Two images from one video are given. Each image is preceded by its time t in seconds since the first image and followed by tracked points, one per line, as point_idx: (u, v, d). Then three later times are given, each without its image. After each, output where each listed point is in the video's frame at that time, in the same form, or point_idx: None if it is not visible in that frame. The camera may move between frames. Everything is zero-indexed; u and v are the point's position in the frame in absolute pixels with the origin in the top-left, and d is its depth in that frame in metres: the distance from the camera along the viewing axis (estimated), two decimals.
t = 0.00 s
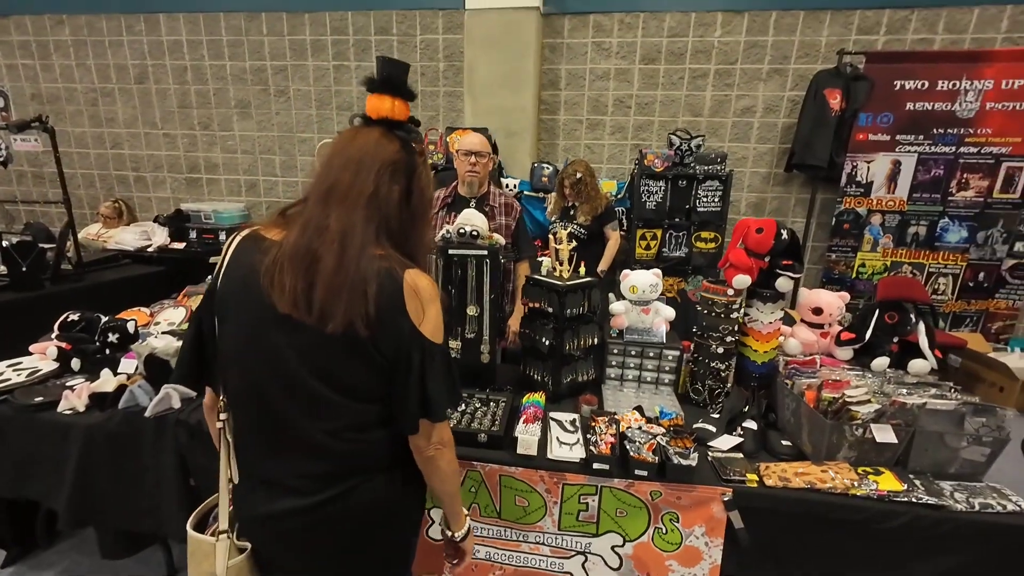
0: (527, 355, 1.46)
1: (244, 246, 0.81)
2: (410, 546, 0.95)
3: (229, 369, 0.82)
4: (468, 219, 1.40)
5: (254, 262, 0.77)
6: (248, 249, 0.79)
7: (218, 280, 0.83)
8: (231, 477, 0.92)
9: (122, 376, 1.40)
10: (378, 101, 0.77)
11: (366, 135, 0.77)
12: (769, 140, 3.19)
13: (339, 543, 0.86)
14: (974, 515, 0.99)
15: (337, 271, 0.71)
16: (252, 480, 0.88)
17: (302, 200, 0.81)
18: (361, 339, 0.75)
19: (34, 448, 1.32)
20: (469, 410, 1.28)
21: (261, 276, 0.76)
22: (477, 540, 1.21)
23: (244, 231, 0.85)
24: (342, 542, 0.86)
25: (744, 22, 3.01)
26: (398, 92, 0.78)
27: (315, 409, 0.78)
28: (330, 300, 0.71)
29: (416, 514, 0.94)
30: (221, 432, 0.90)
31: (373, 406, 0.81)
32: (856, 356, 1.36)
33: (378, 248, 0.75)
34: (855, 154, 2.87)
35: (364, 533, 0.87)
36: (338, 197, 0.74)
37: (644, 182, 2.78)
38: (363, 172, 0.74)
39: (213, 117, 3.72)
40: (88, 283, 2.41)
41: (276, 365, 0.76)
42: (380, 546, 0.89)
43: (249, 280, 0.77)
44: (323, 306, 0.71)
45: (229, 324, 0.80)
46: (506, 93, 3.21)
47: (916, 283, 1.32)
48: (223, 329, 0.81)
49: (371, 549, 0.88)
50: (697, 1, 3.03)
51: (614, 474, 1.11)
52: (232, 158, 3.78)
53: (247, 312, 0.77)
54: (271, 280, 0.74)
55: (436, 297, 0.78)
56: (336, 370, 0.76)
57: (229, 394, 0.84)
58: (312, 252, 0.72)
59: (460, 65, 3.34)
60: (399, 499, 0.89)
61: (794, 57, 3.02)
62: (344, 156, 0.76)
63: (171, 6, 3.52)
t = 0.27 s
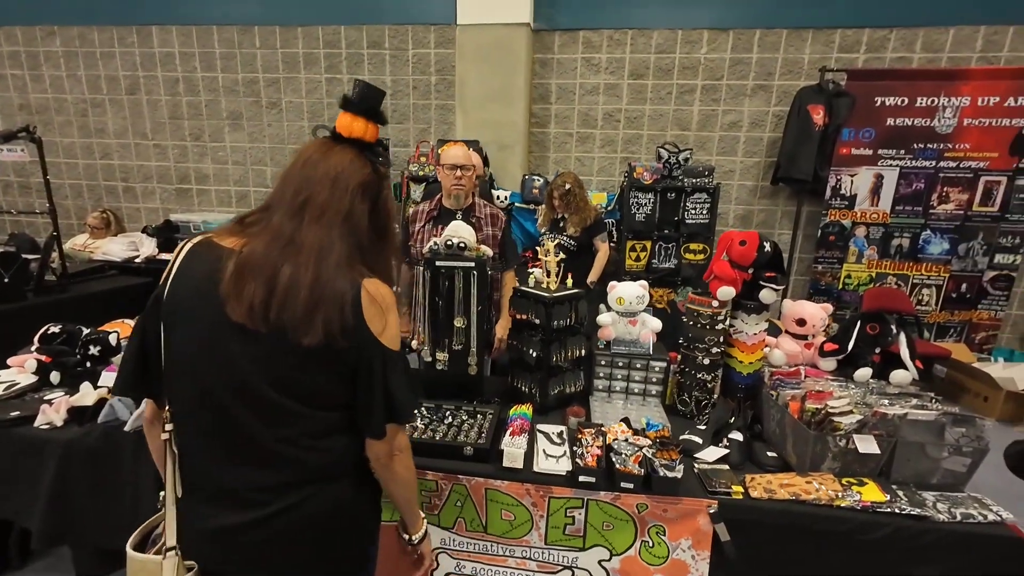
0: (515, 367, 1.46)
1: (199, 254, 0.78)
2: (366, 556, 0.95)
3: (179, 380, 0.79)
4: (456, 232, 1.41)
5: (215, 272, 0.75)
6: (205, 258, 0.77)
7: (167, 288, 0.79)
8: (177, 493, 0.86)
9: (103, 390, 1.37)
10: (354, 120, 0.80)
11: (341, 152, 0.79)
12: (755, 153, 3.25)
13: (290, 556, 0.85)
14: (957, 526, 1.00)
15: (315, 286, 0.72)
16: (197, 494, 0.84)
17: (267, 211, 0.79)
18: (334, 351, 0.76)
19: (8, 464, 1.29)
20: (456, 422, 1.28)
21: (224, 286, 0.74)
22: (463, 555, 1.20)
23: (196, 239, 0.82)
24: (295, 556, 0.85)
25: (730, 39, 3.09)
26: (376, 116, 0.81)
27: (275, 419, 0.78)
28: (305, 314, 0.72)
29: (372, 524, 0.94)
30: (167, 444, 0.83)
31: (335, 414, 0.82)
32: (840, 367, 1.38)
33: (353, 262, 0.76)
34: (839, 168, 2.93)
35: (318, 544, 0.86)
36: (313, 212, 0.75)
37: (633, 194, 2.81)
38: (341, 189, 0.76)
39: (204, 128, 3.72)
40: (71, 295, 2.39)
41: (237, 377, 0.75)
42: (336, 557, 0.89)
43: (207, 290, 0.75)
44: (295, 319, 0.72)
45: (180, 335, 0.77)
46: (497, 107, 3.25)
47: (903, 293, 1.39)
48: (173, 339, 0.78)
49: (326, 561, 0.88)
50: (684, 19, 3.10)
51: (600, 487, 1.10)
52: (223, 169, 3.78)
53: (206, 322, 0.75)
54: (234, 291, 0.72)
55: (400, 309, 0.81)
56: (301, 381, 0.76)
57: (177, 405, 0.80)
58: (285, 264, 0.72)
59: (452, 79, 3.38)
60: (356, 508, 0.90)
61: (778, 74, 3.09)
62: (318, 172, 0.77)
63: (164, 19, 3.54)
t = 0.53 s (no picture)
0: (511, 376, 1.46)
1: (130, 263, 0.78)
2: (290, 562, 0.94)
3: (108, 385, 0.80)
4: (452, 240, 1.41)
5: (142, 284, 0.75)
6: (135, 267, 0.77)
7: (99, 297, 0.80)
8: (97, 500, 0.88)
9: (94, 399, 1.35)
10: (268, 116, 0.75)
11: (257, 153, 0.74)
12: (749, 162, 3.29)
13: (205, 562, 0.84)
14: (953, 534, 1.00)
15: (241, 298, 0.71)
16: (115, 495, 0.84)
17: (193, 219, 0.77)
18: (266, 361, 0.77)
19: None
20: (451, 432, 1.27)
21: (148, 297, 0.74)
22: (459, 566, 1.18)
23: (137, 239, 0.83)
24: (209, 565, 0.84)
25: (723, 50, 3.13)
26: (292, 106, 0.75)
27: (196, 423, 0.79)
28: (231, 327, 0.72)
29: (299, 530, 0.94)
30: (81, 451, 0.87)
31: (259, 419, 0.83)
32: (834, 375, 1.39)
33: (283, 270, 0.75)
34: (830, 177, 2.97)
35: (236, 550, 0.86)
36: (235, 220, 0.73)
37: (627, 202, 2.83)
38: (263, 196, 0.73)
39: (200, 136, 3.72)
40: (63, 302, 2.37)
41: (162, 382, 0.76)
42: (256, 564, 0.88)
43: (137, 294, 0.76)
44: (223, 332, 0.72)
45: (112, 335, 0.78)
46: (493, 116, 3.28)
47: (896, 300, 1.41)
48: (103, 346, 0.79)
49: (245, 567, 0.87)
50: (678, 30, 3.14)
51: (596, 497, 1.10)
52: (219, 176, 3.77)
53: (135, 326, 0.76)
54: (158, 303, 0.73)
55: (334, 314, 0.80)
56: (228, 388, 0.78)
57: (104, 409, 0.81)
58: (208, 278, 0.71)
59: (448, 88, 3.40)
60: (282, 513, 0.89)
61: (770, 84, 3.14)
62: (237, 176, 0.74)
63: (161, 28, 3.54)
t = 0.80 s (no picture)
0: (517, 381, 1.47)
1: (103, 281, 0.80)
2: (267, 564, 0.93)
3: (88, 397, 0.82)
4: (460, 246, 1.42)
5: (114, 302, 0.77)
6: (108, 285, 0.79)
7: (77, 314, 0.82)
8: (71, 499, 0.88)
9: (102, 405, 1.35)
10: (207, 125, 0.75)
11: (204, 167, 0.75)
12: (747, 168, 3.33)
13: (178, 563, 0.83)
14: (958, 536, 1.02)
15: (214, 312, 0.73)
16: (87, 496, 0.84)
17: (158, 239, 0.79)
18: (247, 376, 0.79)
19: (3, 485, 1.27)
20: (461, 437, 1.28)
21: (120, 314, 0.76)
22: (470, 570, 1.19)
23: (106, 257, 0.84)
24: (181, 567, 0.84)
25: (721, 57, 3.17)
26: (214, 106, 0.74)
27: (167, 428, 0.79)
28: (209, 339, 0.74)
29: (272, 537, 0.93)
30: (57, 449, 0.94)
31: (231, 423, 0.83)
32: (838, 379, 1.41)
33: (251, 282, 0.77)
34: (827, 182, 3.01)
35: (209, 552, 0.85)
36: (197, 235, 0.75)
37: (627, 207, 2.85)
38: (220, 211, 0.75)
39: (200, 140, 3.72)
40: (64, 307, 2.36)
41: (135, 390, 0.77)
42: (231, 566, 0.88)
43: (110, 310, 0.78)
44: (200, 348, 0.74)
45: (87, 344, 0.80)
46: (494, 121, 3.30)
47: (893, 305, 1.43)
48: (82, 360, 0.81)
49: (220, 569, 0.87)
50: (677, 37, 3.18)
51: (607, 501, 1.11)
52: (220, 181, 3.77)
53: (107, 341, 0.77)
54: (129, 320, 0.74)
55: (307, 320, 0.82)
56: (206, 398, 0.79)
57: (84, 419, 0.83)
58: (179, 296, 0.74)
59: (449, 94, 3.42)
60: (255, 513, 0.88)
61: (768, 91, 3.18)
62: (190, 192, 0.75)
63: (162, 33, 3.55)
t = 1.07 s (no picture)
0: (535, 386, 1.48)
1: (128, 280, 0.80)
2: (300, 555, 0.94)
3: (121, 392, 0.82)
4: (479, 253, 1.44)
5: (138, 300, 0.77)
6: (133, 284, 0.79)
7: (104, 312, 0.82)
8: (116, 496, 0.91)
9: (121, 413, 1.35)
10: (215, 126, 0.73)
11: (213, 164, 0.73)
12: (747, 173, 3.38)
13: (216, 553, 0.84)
14: (976, 536, 1.04)
15: (230, 312, 0.73)
16: (127, 487, 0.86)
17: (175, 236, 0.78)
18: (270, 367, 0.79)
19: (22, 493, 1.26)
20: (482, 442, 1.29)
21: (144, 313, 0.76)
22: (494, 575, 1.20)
23: (130, 258, 0.85)
24: (218, 555, 0.85)
25: (721, 65, 3.22)
26: (227, 108, 0.72)
27: (196, 420, 0.79)
28: (231, 335, 0.73)
29: (302, 528, 0.93)
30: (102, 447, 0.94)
31: (257, 414, 0.83)
32: (851, 382, 1.44)
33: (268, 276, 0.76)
34: (827, 188, 3.06)
35: (244, 542, 0.85)
36: (208, 233, 0.74)
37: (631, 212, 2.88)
38: (230, 210, 0.74)
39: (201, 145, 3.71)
40: (69, 313, 2.33)
41: (163, 384, 0.78)
42: (264, 556, 0.88)
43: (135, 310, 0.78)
44: (222, 344, 0.74)
45: (116, 340, 0.81)
46: (497, 126, 3.32)
47: (889, 309, 1.48)
48: (112, 357, 0.82)
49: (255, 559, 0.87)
50: (678, 45, 3.23)
51: (632, 505, 1.12)
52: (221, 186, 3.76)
53: (135, 338, 0.78)
54: (154, 320, 0.74)
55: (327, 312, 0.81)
56: (231, 392, 0.79)
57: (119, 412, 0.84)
58: (197, 293, 0.73)
59: (452, 99, 3.44)
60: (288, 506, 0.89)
61: (767, 98, 3.23)
62: (202, 190, 0.74)
63: (163, 38, 3.54)
